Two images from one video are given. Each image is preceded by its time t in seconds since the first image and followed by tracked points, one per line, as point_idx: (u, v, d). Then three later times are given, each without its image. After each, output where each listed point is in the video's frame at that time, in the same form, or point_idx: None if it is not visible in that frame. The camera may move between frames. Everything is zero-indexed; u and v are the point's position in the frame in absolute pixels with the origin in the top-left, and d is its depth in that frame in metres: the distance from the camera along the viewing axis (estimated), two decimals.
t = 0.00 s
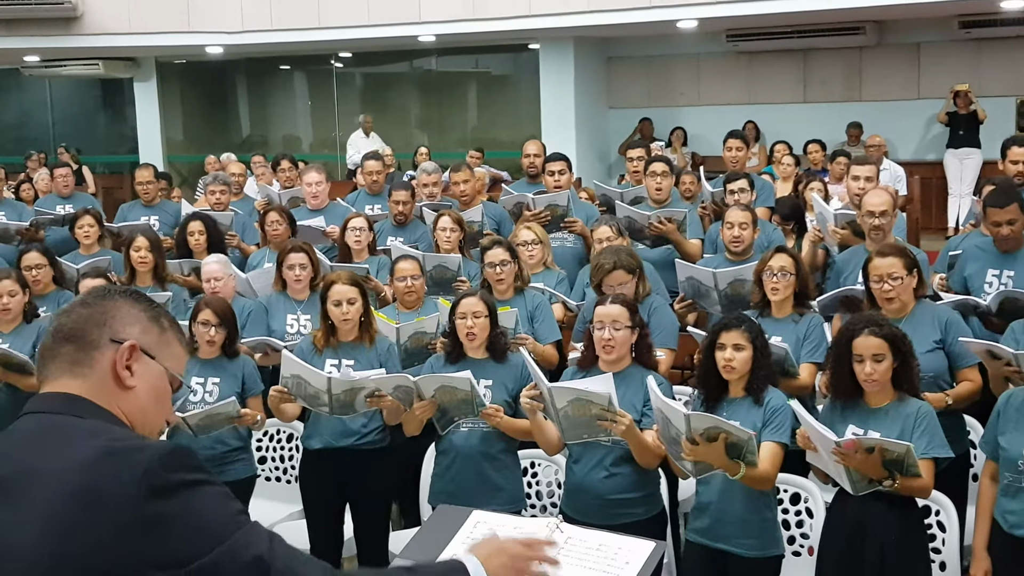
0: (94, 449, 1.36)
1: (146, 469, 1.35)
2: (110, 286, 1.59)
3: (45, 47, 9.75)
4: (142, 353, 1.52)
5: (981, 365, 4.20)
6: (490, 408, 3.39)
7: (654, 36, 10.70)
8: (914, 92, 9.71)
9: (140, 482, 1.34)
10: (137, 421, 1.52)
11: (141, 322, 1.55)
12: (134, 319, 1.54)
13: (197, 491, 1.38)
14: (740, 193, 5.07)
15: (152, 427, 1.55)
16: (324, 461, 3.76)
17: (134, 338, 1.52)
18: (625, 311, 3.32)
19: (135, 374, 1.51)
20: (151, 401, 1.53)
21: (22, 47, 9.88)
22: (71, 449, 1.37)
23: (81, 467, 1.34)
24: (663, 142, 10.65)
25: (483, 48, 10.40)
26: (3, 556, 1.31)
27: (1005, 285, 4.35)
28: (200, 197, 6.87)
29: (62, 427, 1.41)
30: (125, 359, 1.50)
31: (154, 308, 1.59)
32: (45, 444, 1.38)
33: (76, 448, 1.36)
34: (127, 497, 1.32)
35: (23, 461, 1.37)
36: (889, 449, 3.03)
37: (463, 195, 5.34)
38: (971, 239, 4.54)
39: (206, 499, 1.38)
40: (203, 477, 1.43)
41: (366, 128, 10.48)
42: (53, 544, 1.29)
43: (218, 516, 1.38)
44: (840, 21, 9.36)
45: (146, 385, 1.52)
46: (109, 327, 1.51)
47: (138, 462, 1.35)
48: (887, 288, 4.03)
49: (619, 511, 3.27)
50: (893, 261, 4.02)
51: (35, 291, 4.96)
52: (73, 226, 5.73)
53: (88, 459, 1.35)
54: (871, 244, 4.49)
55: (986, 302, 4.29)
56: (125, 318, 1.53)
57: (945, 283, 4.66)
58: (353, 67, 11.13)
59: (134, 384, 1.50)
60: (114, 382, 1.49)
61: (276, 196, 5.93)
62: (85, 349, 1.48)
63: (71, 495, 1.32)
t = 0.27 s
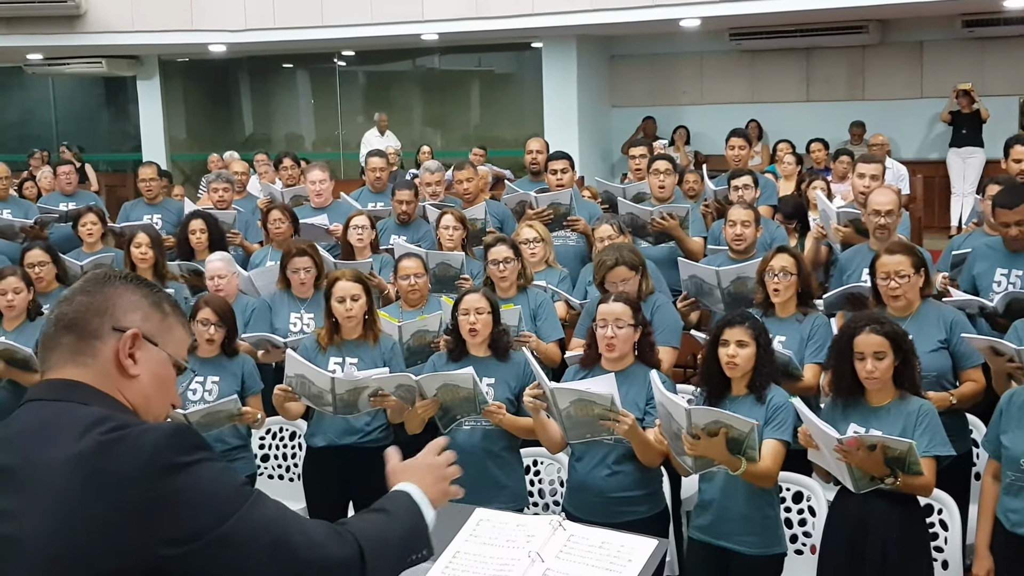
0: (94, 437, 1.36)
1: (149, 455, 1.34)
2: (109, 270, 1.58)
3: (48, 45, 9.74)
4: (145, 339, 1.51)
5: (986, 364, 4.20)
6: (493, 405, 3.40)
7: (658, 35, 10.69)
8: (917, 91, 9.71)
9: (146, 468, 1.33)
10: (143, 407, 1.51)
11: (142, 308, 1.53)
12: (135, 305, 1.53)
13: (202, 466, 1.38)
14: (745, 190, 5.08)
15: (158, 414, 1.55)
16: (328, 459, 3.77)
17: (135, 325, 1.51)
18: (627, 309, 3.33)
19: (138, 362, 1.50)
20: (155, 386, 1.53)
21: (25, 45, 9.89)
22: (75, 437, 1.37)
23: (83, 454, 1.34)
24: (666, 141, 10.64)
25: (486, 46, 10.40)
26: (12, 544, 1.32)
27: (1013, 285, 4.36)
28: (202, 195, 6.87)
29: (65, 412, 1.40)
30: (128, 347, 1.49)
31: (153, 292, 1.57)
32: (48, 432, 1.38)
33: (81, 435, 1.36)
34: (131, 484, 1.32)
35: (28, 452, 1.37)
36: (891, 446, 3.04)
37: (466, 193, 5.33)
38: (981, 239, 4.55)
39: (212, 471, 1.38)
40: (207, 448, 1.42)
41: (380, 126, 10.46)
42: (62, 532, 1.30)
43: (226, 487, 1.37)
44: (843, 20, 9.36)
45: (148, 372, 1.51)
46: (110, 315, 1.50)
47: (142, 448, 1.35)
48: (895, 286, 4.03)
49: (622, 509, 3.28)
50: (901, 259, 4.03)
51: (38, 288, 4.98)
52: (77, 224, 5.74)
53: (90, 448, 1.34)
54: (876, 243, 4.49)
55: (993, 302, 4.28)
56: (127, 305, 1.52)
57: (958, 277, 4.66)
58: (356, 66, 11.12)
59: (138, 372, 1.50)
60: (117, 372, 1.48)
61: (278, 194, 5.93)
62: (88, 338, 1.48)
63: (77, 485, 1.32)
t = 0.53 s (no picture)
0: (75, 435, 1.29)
1: (131, 448, 1.26)
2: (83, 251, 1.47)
3: (44, 43, 9.71)
4: (125, 323, 1.41)
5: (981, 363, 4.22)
6: (488, 404, 3.38)
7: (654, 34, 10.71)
8: (912, 90, 9.73)
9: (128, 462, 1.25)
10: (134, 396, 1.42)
11: (118, 291, 1.42)
12: (110, 290, 1.42)
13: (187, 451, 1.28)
14: (741, 188, 5.09)
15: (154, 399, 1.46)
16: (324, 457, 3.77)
17: (112, 311, 1.41)
18: (623, 308, 3.34)
19: (122, 350, 1.41)
20: (145, 369, 1.43)
21: (21, 43, 9.87)
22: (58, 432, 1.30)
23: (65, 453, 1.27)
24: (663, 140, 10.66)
25: (482, 45, 10.41)
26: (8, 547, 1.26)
27: (1013, 284, 4.37)
28: (198, 193, 6.87)
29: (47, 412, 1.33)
30: (109, 336, 1.40)
31: (130, 270, 1.46)
32: (36, 424, 1.32)
33: (66, 427, 1.30)
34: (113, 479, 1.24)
35: (18, 446, 1.31)
36: (886, 443, 3.05)
37: (462, 191, 5.33)
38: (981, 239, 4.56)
39: (197, 457, 1.27)
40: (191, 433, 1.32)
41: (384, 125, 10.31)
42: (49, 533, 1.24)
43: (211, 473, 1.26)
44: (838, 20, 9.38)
45: (137, 357, 1.42)
46: (85, 305, 1.40)
47: (123, 440, 1.26)
48: (893, 285, 4.05)
49: (618, 507, 3.29)
50: (900, 258, 4.05)
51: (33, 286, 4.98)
52: (73, 222, 5.74)
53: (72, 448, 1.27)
54: (872, 243, 4.51)
55: (990, 303, 4.29)
56: (101, 290, 1.41)
57: (957, 276, 4.67)
58: (352, 64, 11.11)
59: (122, 361, 1.40)
60: (100, 365, 1.39)
61: (274, 192, 5.93)
62: (64, 334, 1.39)
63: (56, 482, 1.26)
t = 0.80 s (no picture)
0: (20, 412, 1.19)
1: (73, 403, 1.13)
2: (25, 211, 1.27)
3: (36, 41, 9.68)
4: (87, 290, 1.22)
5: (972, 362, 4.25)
6: (480, 403, 3.41)
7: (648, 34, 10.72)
8: (904, 90, 9.75)
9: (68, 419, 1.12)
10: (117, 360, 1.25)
11: (68, 255, 1.22)
12: (62, 256, 1.22)
13: (125, 384, 1.14)
14: (734, 189, 5.10)
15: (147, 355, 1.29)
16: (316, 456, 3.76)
17: (66, 281, 1.22)
18: (615, 306, 3.35)
19: (90, 319, 1.23)
20: (124, 327, 1.24)
21: (13, 42, 9.84)
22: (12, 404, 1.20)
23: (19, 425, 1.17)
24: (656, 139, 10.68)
25: (476, 44, 10.41)
26: None
27: (1006, 282, 4.39)
28: (190, 192, 6.85)
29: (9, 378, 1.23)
30: (72, 308, 1.22)
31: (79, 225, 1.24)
32: None
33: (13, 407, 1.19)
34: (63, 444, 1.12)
35: None
36: (878, 441, 3.06)
37: (454, 190, 5.32)
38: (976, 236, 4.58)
39: (135, 388, 1.13)
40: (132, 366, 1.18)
41: (386, 123, 10.10)
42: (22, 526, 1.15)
43: (145, 395, 1.12)
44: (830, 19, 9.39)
45: (112, 317, 1.23)
46: (36, 281, 1.22)
47: (64, 399, 1.14)
48: (887, 284, 4.09)
49: (611, 505, 3.29)
50: (895, 257, 4.11)
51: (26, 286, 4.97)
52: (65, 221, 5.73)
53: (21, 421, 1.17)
54: (865, 242, 4.52)
55: (982, 305, 4.31)
56: (51, 260, 1.21)
57: (950, 275, 4.67)
58: (345, 63, 11.10)
59: (91, 331, 1.23)
60: (72, 338, 1.23)
61: (267, 190, 5.91)
62: (24, 316, 1.23)
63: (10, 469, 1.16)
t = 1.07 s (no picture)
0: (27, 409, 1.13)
1: (75, 400, 1.09)
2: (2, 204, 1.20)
3: (25, 41, 9.66)
4: (70, 283, 1.15)
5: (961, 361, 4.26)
6: (471, 399, 3.41)
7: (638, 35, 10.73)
8: (893, 91, 9.78)
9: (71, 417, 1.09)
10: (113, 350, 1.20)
11: (50, 247, 1.16)
12: (43, 250, 1.16)
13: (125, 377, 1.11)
14: (723, 192, 5.12)
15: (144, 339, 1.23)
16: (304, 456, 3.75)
17: (50, 274, 1.16)
18: (604, 306, 3.35)
19: (79, 310, 1.16)
20: (115, 313, 1.18)
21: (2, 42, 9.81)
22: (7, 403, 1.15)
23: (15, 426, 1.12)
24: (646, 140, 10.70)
25: (466, 45, 10.41)
26: None
27: (994, 283, 4.41)
28: (180, 192, 6.83)
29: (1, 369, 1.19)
30: (60, 301, 1.16)
31: (58, 213, 1.18)
32: None
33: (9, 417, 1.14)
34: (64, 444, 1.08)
35: None
36: (867, 441, 3.06)
37: (443, 191, 5.31)
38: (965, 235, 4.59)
39: (134, 381, 1.10)
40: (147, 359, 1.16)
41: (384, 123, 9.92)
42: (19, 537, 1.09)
43: (143, 389, 1.08)
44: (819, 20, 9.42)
45: (102, 305, 1.17)
46: (21, 279, 1.16)
47: (56, 396, 1.10)
48: (876, 283, 4.12)
49: (600, 505, 3.29)
50: (885, 256, 4.13)
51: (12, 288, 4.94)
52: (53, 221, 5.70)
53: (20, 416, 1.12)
54: (853, 242, 4.53)
55: (968, 306, 4.35)
56: (31, 256, 1.16)
57: (936, 275, 4.72)
58: (336, 64, 11.08)
59: (83, 323, 1.17)
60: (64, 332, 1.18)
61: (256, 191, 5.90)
62: (14, 314, 1.18)
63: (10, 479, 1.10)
